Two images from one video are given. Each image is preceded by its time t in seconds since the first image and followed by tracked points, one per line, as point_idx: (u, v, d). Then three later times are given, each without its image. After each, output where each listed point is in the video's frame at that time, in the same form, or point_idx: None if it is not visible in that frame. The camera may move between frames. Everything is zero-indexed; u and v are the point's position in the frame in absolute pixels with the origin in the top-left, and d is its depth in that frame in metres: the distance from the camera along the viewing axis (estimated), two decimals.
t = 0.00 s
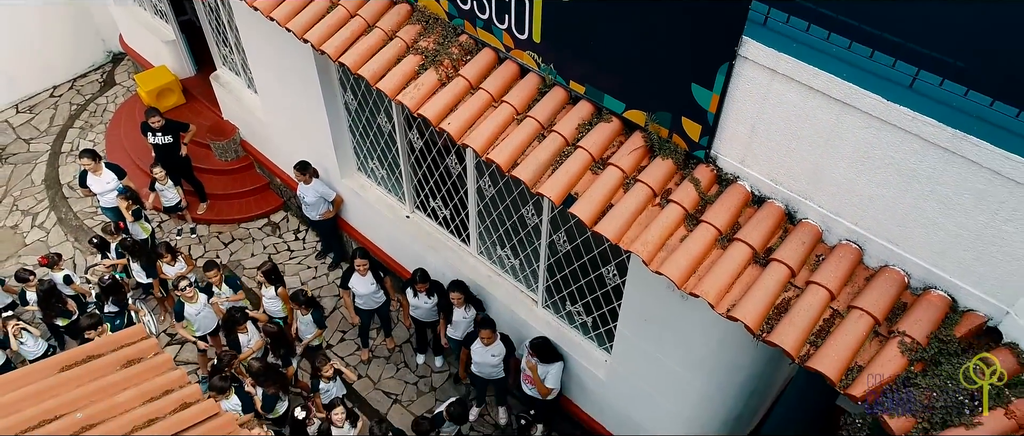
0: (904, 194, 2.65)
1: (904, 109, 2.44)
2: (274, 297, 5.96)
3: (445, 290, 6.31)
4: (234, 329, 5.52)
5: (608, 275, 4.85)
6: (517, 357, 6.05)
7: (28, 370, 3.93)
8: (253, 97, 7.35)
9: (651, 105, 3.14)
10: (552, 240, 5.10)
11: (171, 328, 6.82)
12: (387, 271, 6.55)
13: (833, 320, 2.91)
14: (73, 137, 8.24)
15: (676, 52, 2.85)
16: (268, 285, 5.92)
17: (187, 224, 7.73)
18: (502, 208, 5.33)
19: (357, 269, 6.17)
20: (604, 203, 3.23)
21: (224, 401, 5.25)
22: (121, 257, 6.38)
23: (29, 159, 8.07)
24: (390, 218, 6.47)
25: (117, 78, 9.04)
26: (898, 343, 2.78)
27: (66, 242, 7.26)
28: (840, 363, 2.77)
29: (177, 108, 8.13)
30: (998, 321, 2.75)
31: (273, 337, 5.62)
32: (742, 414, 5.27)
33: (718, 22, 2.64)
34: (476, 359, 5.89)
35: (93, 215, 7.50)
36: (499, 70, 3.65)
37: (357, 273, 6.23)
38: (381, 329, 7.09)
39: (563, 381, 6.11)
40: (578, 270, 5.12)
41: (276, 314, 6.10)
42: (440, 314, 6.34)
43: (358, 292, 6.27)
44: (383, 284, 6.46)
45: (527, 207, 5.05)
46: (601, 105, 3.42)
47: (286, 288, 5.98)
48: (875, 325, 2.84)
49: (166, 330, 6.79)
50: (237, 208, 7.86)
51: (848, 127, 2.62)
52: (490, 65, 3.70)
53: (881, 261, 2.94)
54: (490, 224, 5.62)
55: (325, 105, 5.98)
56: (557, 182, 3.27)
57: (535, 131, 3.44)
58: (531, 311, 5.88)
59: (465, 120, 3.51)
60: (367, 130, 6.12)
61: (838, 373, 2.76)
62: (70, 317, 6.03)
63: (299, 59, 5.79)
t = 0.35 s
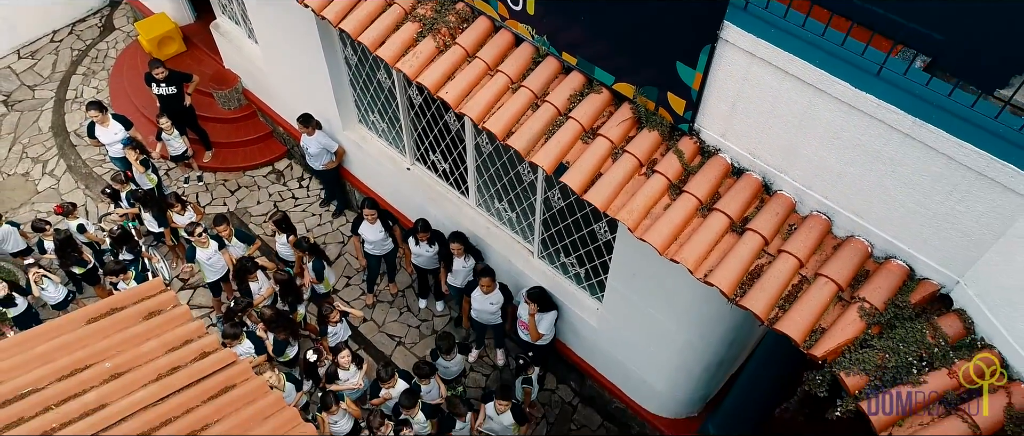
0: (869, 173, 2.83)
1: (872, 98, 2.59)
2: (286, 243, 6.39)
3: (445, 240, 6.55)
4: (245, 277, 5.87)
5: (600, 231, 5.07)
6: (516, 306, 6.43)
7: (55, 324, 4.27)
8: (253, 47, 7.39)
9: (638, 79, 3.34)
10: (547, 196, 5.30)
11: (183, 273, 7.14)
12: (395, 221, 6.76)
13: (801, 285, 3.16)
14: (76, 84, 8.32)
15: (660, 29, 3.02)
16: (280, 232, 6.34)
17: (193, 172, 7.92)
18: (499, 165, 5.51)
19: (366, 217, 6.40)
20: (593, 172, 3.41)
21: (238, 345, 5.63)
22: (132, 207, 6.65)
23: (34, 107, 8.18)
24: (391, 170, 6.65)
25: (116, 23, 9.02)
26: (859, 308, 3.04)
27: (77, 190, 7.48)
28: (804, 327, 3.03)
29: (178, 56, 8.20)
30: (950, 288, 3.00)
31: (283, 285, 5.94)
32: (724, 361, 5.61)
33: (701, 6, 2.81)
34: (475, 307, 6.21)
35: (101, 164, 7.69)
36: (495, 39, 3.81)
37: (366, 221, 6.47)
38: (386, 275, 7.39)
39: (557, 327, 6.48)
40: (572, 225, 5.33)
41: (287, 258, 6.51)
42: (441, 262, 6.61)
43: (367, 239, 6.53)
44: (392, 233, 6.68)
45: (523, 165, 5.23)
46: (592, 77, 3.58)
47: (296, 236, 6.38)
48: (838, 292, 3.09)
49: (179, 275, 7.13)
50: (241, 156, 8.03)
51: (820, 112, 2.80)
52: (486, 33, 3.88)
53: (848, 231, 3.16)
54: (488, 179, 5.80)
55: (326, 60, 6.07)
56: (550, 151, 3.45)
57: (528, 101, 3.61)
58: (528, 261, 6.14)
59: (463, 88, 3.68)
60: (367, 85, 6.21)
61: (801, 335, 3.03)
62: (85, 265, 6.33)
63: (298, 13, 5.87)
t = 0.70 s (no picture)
0: (846, 149, 3.07)
1: (853, 81, 2.82)
2: (297, 188, 6.61)
3: (450, 191, 6.77)
4: (260, 226, 6.18)
5: (599, 187, 5.29)
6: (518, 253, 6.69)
7: (85, 278, 4.60)
8: None
9: (637, 51, 3.51)
10: (549, 152, 5.49)
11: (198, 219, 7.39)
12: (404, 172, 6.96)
13: (783, 249, 3.39)
14: (81, 30, 8.36)
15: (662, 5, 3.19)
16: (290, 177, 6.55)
17: (202, 120, 8.08)
18: (502, 120, 5.68)
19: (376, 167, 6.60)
20: (593, 138, 3.60)
21: (254, 292, 5.97)
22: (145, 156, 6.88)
23: (41, 53, 8.26)
24: (397, 122, 6.81)
25: None
26: (835, 271, 3.29)
27: (89, 137, 7.64)
28: (782, 287, 3.29)
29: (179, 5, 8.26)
30: (919, 253, 3.26)
31: (296, 234, 6.22)
32: (715, 308, 5.93)
33: None
34: (480, 255, 6.49)
35: (112, 111, 7.84)
36: (499, 6, 3.94)
37: (376, 170, 6.67)
38: (393, 222, 7.66)
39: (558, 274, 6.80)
40: (573, 180, 5.55)
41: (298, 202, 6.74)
42: (446, 211, 6.84)
43: (376, 187, 6.74)
44: (400, 183, 6.91)
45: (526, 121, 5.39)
46: (592, 46, 3.74)
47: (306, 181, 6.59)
48: (817, 256, 3.34)
49: (194, 221, 7.39)
50: (249, 103, 8.15)
51: (806, 91, 3.03)
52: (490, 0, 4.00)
53: (828, 199, 3.39)
54: (491, 133, 5.97)
55: (331, 14, 6.15)
56: (552, 118, 3.63)
57: (532, 69, 3.78)
58: (530, 212, 6.38)
59: (468, 55, 3.85)
60: (373, 38, 6.32)
61: (782, 295, 3.29)
62: (105, 214, 6.61)
63: None
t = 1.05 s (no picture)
0: (816, 117, 3.34)
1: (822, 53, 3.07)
2: (300, 134, 6.80)
3: (449, 139, 6.95)
4: (266, 175, 6.45)
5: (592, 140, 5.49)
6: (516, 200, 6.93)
7: (105, 230, 4.93)
8: None
9: (626, 17, 3.69)
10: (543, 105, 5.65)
11: (204, 166, 7.61)
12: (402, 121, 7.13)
13: (757, 207, 3.64)
14: None
15: None
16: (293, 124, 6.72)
17: (204, 67, 8.18)
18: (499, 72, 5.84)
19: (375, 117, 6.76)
20: (583, 100, 3.79)
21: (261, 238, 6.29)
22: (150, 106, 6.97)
23: None
24: (396, 72, 6.93)
25: None
26: (803, 228, 3.56)
27: (93, 83, 7.75)
28: (756, 243, 3.56)
29: None
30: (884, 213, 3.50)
31: (301, 183, 6.47)
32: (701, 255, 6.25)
33: None
34: (477, 202, 6.76)
35: (114, 58, 7.92)
36: None
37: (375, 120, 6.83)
38: (393, 168, 7.88)
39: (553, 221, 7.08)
40: (567, 131, 5.74)
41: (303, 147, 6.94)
42: (445, 159, 7.03)
43: (376, 137, 6.94)
44: (399, 132, 7.10)
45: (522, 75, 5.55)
46: (583, 10, 3.91)
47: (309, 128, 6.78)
48: (788, 214, 3.62)
49: (201, 168, 7.60)
50: (249, 50, 8.24)
51: (781, 62, 3.28)
52: None
53: (802, 160, 3.65)
54: (488, 84, 6.12)
55: None
56: (544, 81, 3.83)
57: (525, 32, 3.96)
58: (525, 161, 6.58)
59: (464, 18, 4.06)
60: None
61: (755, 249, 3.56)
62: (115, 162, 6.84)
63: None
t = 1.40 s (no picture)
0: (796, 83, 3.65)
1: (802, 24, 3.38)
2: (309, 85, 6.98)
3: (451, 87, 7.13)
4: (276, 121, 6.70)
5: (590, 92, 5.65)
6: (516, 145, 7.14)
7: (129, 179, 5.29)
8: None
9: None
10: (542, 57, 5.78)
11: (213, 111, 7.70)
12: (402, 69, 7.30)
13: (741, 163, 3.90)
14: None
15: None
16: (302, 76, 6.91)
17: (208, 11, 8.30)
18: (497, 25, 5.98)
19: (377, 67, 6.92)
20: (580, 60, 3.98)
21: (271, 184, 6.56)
22: (156, 53, 7.11)
23: None
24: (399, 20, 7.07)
25: None
26: (782, 184, 3.84)
27: (99, 29, 7.84)
28: (738, 196, 3.84)
29: None
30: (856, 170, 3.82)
31: (309, 130, 6.70)
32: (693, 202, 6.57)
33: None
34: (479, 149, 6.99)
35: (118, 2, 7.99)
36: None
37: (376, 70, 6.99)
38: (397, 114, 8.06)
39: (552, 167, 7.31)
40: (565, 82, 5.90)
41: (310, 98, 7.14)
42: (447, 106, 7.21)
43: (377, 87, 7.10)
44: (399, 81, 7.25)
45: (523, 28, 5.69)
46: None
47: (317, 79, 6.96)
48: (768, 171, 3.89)
49: (209, 113, 7.72)
50: None
51: (765, 32, 3.58)
52: None
53: (782, 120, 3.89)
54: (489, 33, 6.24)
55: None
56: (542, 42, 4.00)
57: None
58: (525, 108, 6.76)
59: None
60: None
61: (737, 203, 3.84)
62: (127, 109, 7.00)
63: None
